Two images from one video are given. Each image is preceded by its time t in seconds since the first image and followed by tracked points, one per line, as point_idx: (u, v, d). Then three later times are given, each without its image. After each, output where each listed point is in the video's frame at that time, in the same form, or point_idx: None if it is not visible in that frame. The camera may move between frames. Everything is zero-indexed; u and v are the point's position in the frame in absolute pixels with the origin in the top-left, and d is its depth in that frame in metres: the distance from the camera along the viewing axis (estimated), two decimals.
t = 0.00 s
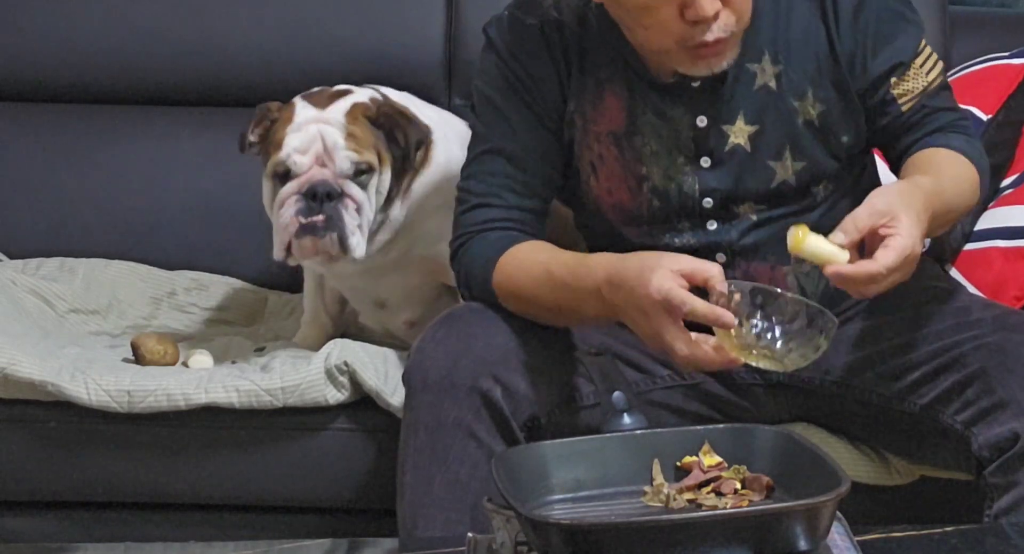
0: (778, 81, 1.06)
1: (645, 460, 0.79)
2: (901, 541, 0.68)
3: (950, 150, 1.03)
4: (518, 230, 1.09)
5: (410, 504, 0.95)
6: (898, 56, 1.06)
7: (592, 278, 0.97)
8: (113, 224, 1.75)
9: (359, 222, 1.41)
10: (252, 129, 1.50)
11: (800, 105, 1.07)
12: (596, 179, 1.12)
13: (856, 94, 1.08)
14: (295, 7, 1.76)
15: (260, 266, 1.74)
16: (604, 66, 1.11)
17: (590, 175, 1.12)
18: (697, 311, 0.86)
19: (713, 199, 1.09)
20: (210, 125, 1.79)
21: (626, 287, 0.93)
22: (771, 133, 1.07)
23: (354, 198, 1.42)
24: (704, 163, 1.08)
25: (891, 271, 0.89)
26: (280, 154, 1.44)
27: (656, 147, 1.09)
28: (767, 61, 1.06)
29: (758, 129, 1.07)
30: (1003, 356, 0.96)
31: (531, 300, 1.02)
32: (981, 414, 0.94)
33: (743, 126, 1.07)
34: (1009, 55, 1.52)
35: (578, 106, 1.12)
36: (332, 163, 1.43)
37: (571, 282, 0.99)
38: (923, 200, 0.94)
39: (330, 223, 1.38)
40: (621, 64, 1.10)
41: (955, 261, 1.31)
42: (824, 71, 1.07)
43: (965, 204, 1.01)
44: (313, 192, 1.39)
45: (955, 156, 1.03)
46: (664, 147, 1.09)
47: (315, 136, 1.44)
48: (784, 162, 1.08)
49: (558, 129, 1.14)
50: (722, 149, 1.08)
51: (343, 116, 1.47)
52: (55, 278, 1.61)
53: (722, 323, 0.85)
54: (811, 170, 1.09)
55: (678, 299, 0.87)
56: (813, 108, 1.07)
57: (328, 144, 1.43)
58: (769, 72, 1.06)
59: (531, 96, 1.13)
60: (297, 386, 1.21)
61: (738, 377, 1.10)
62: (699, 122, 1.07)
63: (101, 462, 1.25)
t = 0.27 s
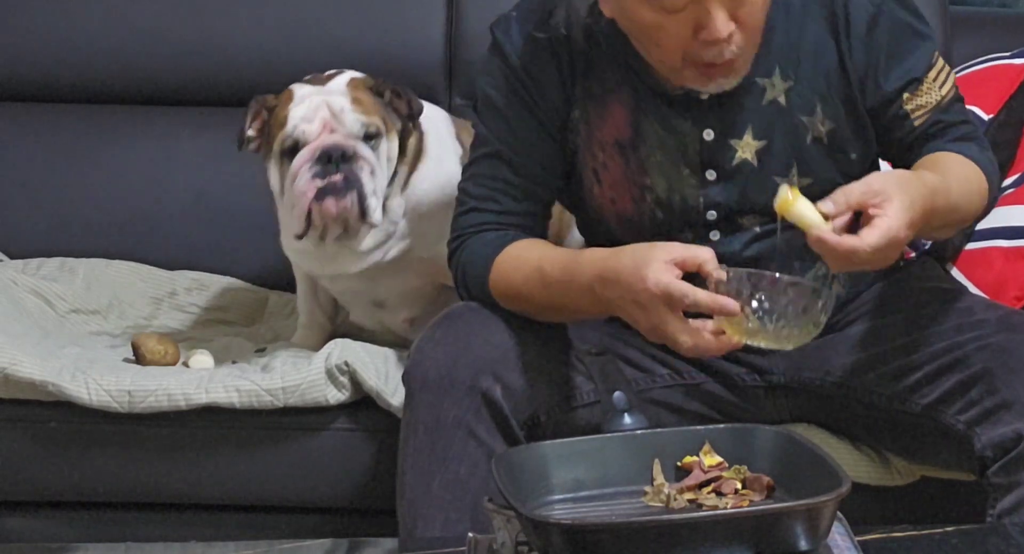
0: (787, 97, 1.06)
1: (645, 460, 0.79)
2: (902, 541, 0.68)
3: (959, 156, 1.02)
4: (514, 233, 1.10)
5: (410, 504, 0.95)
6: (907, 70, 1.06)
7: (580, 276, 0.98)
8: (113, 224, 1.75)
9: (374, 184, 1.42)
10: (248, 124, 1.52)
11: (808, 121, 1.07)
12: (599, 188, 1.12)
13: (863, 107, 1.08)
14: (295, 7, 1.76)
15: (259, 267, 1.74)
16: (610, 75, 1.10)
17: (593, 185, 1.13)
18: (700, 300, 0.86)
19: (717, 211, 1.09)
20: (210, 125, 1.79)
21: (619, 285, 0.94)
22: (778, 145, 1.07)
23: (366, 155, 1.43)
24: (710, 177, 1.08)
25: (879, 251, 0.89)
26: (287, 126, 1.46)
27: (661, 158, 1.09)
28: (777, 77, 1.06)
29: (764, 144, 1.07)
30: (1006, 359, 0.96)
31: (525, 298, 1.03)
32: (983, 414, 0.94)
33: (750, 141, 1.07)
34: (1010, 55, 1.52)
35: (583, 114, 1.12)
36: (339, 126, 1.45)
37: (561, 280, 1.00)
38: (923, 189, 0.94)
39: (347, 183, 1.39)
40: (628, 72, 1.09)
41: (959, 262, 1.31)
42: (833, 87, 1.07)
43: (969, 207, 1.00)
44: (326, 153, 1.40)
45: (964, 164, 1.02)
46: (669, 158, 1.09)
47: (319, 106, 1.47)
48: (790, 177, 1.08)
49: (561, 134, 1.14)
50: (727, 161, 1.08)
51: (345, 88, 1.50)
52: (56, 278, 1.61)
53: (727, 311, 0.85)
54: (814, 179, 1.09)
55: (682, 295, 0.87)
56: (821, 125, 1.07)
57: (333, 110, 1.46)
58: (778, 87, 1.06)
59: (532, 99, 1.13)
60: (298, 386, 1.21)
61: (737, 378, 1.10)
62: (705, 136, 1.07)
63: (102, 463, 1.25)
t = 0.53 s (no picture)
0: (800, 111, 1.05)
1: (646, 460, 0.79)
2: (903, 541, 0.68)
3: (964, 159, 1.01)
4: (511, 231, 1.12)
5: (410, 504, 0.95)
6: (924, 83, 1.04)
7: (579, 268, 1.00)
8: (113, 224, 1.75)
9: (406, 127, 1.43)
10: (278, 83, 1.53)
11: (821, 137, 1.06)
12: (607, 199, 1.12)
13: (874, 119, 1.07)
14: (295, 7, 1.76)
15: (261, 267, 1.74)
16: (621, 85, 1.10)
17: (602, 195, 1.13)
18: (708, 279, 0.87)
19: (725, 224, 1.08)
20: (210, 124, 1.79)
21: (620, 272, 0.95)
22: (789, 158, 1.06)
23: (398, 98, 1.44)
24: (720, 190, 1.07)
25: (864, 215, 0.89)
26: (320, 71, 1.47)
27: (670, 170, 1.08)
28: (789, 91, 1.05)
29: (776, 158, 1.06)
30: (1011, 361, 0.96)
31: (526, 294, 1.04)
32: (988, 415, 0.94)
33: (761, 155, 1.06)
34: (1011, 55, 1.52)
35: (593, 124, 1.12)
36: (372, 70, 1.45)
37: (556, 271, 1.01)
38: (917, 163, 0.94)
39: (380, 119, 1.40)
40: (642, 83, 1.09)
41: (959, 261, 1.30)
42: (846, 99, 1.06)
43: (966, 200, 0.99)
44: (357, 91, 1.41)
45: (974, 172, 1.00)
46: (679, 172, 1.08)
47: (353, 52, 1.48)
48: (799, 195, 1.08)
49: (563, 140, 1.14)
50: (738, 176, 1.07)
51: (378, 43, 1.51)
52: (56, 278, 1.61)
53: (737, 286, 0.86)
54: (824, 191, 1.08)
55: (690, 274, 0.89)
56: (833, 141, 1.06)
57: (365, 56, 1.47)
58: (790, 102, 1.05)
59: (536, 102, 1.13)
60: (298, 386, 1.21)
61: (741, 381, 1.10)
62: (715, 150, 1.06)
63: (102, 462, 1.25)
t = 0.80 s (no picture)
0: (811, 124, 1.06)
1: (646, 460, 0.79)
2: (905, 541, 0.68)
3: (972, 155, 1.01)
4: (509, 232, 1.11)
5: (412, 504, 0.95)
6: (934, 93, 1.05)
7: (579, 268, 1.00)
8: (114, 225, 1.75)
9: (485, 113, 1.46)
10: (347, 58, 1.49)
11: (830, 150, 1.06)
12: (615, 209, 1.12)
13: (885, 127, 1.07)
14: (294, 7, 1.76)
15: (261, 268, 1.75)
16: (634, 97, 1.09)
17: (610, 205, 1.12)
18: (725, 251, 0.88)
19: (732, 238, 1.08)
20: (211, 125, 1.79)
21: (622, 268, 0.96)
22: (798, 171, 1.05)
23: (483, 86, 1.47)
24: (730, 207, 1.07)
25: (846, 158, 0.89)
26: (405, 52, 1.46)
27: (681, 186, 1.07)
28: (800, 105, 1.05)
29: (787, 176, 1.05)
30: (1015, 366, 0.96)
31: (528, 291, 1.05)
32: (992, 415, 0.94)
33: (773, 172, 1.05)
34: (1013, 55, 1.52)
35: (603, 137, 1.11)
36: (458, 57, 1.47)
37: (553, 273, 1.02)
38: (913, 127, 0.94)
39: (469, 105, 1.43)
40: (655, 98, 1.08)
41: (959, 260, 1.30)
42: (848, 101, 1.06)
43: (962, 182, 0.98)
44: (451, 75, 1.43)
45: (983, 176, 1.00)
46: (688, 186, 1.07)
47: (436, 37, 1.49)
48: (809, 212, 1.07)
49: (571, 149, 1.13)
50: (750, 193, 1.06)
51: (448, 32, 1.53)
52: (57, 278, 1.61)
53: (758, 250, 0.87)
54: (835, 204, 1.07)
55: (705, 253, 0.89)
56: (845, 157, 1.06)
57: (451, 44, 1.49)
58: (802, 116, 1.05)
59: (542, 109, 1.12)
60: (299, 386, 1.21)
61: (742, 383, 1.10)
62: (729, 167, 1.05)
63: (103, 463, 1.25)
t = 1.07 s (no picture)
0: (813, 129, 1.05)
1: (646, 460, 0.80)
2: (905, 541, 0.68)
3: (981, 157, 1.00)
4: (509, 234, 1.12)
5: (412, 505, 0.95)
6: (941, 99, 1.05)
7: (576, 274, 1.00)
8: (114, 225, 1.74)
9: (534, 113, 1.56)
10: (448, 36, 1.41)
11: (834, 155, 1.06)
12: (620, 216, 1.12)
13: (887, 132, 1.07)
14: (294, 7, 1.77)
15: (261, 268, 1.74)
16: (641, 104, 1.08)
17: (615, 211, 1.12)
18: (723, 233, 0.89)
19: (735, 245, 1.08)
20: (211, 125, 1.79)
21: (622, 269, 0.96)
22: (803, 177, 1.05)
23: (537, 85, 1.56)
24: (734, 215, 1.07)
25: (849, 152, 0.90)
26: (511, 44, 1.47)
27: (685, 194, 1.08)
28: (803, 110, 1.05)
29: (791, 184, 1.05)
30: (1017, 366, 0.96)
31: (527, 294, 1.05)
32: (994, 415, 0.95)
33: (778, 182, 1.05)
34: (1014, 55, 1.52)
35: (610, 146, 1.10)
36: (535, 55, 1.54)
37: (552, 282, 1.02)
38: (916, 124, 0.94)
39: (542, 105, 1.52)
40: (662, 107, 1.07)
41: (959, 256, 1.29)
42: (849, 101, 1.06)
43: (968, 180, 0.98)
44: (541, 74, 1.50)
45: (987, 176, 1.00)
46: (690, 190, 1.07)
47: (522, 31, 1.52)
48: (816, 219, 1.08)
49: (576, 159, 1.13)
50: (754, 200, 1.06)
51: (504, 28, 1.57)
52: (57, 278, 1.61)
53: (757, 227, 0.88)
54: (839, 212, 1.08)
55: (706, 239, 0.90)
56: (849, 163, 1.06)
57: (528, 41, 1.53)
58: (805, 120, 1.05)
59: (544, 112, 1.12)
60: (299, 386, 1.21)
61: (743, 384, 1.10)
62: (733, 176, 1.06)
63: (103, 463, 1.25)
